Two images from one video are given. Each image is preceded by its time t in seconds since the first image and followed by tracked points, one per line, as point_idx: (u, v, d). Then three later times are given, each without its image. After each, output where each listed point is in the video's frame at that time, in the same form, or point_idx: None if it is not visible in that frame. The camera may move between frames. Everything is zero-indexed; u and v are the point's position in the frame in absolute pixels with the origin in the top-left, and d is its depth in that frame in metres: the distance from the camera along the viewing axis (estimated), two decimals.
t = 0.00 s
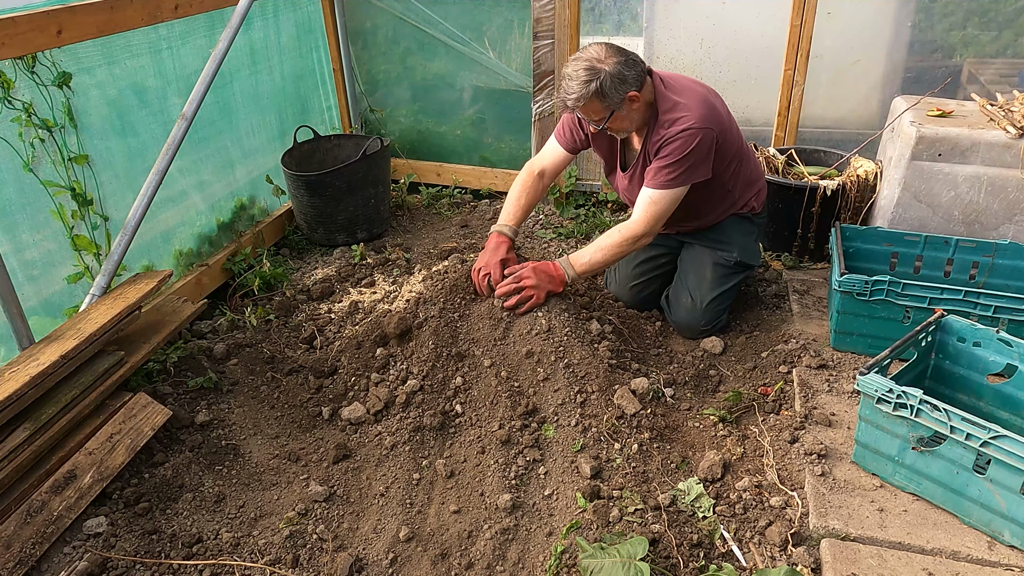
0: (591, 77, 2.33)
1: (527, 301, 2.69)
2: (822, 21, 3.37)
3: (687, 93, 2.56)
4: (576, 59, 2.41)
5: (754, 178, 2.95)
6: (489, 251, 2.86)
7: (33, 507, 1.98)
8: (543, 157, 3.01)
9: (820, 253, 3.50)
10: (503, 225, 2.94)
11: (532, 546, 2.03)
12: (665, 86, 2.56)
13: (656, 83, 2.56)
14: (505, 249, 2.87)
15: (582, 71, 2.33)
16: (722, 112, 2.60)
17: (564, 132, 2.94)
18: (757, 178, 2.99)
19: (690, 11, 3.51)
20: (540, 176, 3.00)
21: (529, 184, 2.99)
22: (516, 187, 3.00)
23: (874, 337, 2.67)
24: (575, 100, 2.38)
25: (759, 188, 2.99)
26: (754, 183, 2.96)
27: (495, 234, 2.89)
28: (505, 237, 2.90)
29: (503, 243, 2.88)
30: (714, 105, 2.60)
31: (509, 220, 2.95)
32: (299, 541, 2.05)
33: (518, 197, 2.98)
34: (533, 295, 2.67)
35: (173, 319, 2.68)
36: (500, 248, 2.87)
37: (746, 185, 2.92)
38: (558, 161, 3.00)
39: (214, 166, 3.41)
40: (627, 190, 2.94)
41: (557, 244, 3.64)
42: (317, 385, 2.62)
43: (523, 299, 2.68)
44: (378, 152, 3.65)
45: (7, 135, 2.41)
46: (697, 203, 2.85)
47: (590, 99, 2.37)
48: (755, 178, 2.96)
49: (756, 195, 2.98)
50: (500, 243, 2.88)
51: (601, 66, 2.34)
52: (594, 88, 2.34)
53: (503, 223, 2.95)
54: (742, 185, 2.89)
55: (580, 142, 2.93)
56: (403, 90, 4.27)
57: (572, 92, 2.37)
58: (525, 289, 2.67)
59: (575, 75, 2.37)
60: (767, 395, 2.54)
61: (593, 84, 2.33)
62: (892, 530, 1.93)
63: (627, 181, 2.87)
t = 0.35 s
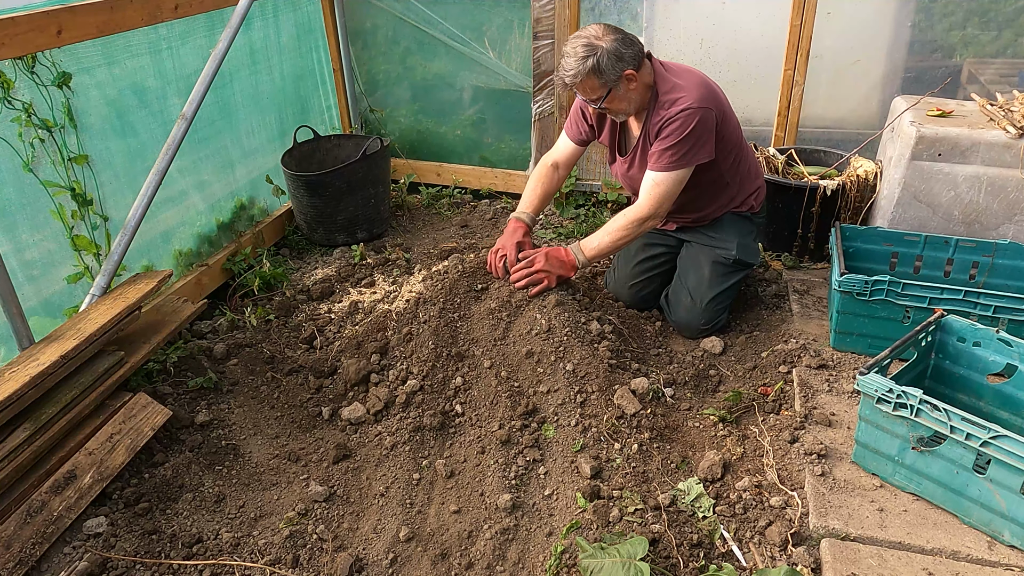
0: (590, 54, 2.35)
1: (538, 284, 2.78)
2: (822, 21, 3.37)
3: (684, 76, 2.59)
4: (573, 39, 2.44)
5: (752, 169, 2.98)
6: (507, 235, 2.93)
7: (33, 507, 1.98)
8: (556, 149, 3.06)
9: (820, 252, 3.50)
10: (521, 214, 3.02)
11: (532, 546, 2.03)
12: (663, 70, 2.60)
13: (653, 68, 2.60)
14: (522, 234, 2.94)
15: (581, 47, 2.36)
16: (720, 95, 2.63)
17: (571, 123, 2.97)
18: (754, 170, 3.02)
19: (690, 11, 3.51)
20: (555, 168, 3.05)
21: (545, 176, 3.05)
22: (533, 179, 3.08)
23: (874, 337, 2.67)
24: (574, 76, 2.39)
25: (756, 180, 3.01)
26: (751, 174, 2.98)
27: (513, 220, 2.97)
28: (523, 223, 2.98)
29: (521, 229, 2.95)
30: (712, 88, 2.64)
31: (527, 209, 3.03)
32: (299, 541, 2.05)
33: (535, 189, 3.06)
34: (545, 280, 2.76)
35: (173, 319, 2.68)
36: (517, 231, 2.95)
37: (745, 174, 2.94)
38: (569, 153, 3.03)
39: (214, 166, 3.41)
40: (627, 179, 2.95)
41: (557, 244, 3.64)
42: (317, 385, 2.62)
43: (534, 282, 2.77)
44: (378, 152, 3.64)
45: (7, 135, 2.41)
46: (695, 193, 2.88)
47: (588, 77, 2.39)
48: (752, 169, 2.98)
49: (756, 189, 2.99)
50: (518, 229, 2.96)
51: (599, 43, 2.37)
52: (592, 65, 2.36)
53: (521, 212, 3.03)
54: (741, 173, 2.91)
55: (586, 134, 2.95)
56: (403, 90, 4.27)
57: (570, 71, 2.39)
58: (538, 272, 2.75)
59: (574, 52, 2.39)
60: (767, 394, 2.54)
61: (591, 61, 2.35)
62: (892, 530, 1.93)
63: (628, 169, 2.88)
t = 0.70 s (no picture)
0: (598, 40, 2.37)
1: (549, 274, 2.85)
2: (822, 21, 3.37)
3: (691, 68, 2.62)
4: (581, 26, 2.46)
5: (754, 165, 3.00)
6: (524, 229, 3.04)
7: (33, 507, 1.98)
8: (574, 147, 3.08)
9: (820, 252, 3.50)
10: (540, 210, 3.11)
11: (532, 546, 2.03)
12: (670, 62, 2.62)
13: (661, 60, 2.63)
14: (540, 229, 3.04)
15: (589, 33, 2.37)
16: (727, 87, 2.65)
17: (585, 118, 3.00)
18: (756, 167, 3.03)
19: (690, 10, 3.51)
20: (573, 166, 3.09)
21: (564, 174, 3.11)
22: (553, 177, 3.13)
23: (874, 337, 2.67)
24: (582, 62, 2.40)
25: (758, 177, 3.02)
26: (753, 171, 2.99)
27: (531, 215, 3.07)
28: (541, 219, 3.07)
29: (538, 224, 3.05)
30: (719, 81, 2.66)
31: (546, 205, 3.11)
32: (299, 541, 2.05)
33: (554, 187, 3.12)
34: (555, 271, 2.82)
35: (173, 319, 2.68)
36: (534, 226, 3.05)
37: (747, 170, 2.95)
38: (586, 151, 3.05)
39: (214, 166, 3.41)
40: (634, 173, 2.96)
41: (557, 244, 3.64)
42: (317, 385, 2.62)
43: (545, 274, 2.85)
44: (378, 152, 3.64)
45: (7, 135, 2.41)
46: (697, 189, 2.89)
47: (596, 63, 2.40)
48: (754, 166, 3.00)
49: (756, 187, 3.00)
50: (535, 224, 3.04)
51: (607, 29, 2.38)
52: (599, 52, 2.37)
53: (541, 208, 3.11)
54: (743, 169, 2.92)
55: (598, 130, 2.98)
56: (403, 90, 4.27)
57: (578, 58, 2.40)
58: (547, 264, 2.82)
59: (581, 38, 2.40)
60: (767, 394, 2.54)
61: (599, 46, 2.36)
62: (892, 530, 1.93)
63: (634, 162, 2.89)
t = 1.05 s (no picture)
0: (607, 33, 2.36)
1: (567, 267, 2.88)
2: (822, 21, 3.37)
3: (698, 67, 2.63)
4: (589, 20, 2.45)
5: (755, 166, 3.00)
6: (546, 224, 3.06)
7: (33, 507, 1.98)
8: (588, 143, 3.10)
9: (820, 252, 3.50)
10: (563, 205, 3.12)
11: (532, 546, 2.03)
12: (677, 62, 2.63)
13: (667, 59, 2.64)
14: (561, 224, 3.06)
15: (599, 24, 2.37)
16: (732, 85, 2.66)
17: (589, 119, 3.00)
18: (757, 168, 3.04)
19: (690, 10, 3.51)
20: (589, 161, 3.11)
21: (582, 170, 3.13)
22: (570, 174, 3.16)
23: (874, 337, 2.67)
24: (592, 52, 2.39)
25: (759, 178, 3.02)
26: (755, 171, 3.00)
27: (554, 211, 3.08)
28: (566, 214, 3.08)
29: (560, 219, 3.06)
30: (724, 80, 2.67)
31: (567, 201, 3.13)
32: (299, 541, 2.05)
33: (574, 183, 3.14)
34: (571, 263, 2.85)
35: (173, 319, 2.68)
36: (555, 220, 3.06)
37: (750, 171, 2.95)
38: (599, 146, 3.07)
39: (214, 166, 3.41)
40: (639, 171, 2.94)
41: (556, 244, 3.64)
42: (317, 385, 2.62)
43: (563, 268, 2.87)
44: (378, 152, 3.64)
45: (7, 135, 2.41)
46: (699, 189, 2.88)
47: (606, 55, 2.39)
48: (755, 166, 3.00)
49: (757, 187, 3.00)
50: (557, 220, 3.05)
51: (618, 21, 2.39)
52: (609, 44, 2.37)
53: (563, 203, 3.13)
54: (746, 170, 2.92)
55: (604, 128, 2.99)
56: (403, 90, 4.27)
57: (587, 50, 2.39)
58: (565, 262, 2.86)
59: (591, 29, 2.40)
60: (767, 394, 2.54)
61: (609, 38, 2.36)
62: (892, 530, 1.93)
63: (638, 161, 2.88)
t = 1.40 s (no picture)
0: (605, 45, 2.31)
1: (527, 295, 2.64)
2: (822, 21, 3.37)
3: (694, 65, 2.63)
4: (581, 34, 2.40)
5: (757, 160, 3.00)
6: (528, 265, 2.68)
7: (33, 507, 1.98)
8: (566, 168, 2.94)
9: (820, 252, 3.50)
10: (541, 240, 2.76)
11: (532, 546, 2.03)
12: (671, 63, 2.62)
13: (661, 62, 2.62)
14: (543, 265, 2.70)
15: (595, 38, 2.31)
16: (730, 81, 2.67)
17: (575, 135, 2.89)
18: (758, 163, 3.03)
19: (690, 10, 3.51)
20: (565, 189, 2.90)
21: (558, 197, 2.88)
22: (546, 202, 2.89)
23: (874, 337, 2.67)
24: (589, 69, 2.33)
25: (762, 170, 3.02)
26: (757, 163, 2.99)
27: (532, 250, 2.73)
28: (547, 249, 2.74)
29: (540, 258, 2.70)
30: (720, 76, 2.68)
31: (545, 237, 2.78)
32: (299, 541, 2.05)
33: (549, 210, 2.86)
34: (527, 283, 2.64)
35: (173, 319, 2.68)
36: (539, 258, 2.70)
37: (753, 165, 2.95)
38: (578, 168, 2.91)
39: (214, 166, 3.41)
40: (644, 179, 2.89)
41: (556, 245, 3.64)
42: (317, 385, 2.62)
43: (521, 294, 2.64)
44: (378, 152, 3.64)
45: (6, 135, 2.41)
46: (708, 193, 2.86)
47: (606, 70, 2.34)
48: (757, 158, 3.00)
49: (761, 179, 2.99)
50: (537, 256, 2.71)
51: (613, 33, 2.34)
52: (611, 55, 2.32)
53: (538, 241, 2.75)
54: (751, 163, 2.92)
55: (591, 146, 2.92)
56: (403, 90, 4.27)
57: (586, 67, 2.33)
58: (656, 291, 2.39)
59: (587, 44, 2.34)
60: (767, 394, 2.54)
61: (609, 50, 2.31)
62: (892, 530, 1.93)
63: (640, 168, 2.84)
